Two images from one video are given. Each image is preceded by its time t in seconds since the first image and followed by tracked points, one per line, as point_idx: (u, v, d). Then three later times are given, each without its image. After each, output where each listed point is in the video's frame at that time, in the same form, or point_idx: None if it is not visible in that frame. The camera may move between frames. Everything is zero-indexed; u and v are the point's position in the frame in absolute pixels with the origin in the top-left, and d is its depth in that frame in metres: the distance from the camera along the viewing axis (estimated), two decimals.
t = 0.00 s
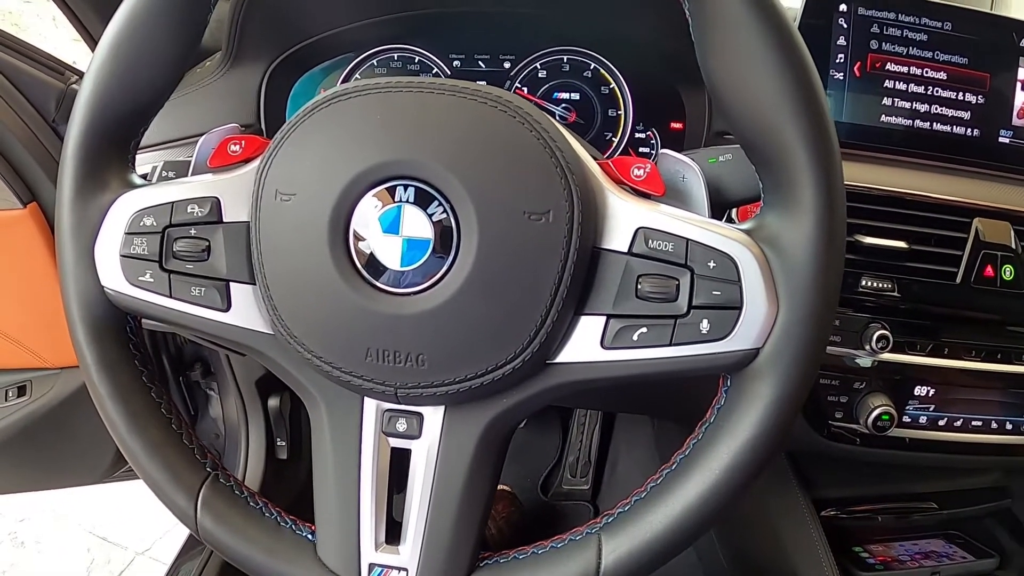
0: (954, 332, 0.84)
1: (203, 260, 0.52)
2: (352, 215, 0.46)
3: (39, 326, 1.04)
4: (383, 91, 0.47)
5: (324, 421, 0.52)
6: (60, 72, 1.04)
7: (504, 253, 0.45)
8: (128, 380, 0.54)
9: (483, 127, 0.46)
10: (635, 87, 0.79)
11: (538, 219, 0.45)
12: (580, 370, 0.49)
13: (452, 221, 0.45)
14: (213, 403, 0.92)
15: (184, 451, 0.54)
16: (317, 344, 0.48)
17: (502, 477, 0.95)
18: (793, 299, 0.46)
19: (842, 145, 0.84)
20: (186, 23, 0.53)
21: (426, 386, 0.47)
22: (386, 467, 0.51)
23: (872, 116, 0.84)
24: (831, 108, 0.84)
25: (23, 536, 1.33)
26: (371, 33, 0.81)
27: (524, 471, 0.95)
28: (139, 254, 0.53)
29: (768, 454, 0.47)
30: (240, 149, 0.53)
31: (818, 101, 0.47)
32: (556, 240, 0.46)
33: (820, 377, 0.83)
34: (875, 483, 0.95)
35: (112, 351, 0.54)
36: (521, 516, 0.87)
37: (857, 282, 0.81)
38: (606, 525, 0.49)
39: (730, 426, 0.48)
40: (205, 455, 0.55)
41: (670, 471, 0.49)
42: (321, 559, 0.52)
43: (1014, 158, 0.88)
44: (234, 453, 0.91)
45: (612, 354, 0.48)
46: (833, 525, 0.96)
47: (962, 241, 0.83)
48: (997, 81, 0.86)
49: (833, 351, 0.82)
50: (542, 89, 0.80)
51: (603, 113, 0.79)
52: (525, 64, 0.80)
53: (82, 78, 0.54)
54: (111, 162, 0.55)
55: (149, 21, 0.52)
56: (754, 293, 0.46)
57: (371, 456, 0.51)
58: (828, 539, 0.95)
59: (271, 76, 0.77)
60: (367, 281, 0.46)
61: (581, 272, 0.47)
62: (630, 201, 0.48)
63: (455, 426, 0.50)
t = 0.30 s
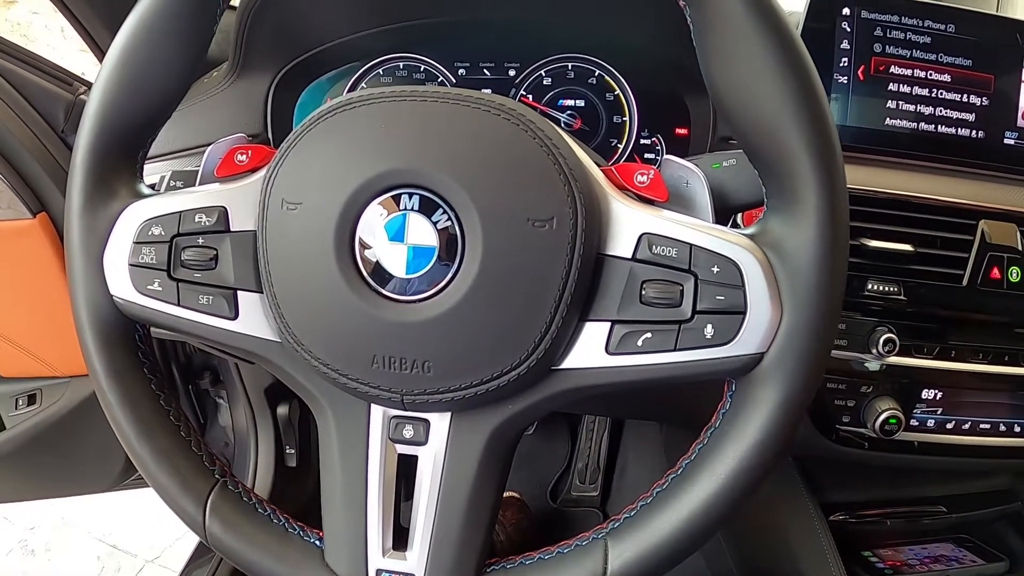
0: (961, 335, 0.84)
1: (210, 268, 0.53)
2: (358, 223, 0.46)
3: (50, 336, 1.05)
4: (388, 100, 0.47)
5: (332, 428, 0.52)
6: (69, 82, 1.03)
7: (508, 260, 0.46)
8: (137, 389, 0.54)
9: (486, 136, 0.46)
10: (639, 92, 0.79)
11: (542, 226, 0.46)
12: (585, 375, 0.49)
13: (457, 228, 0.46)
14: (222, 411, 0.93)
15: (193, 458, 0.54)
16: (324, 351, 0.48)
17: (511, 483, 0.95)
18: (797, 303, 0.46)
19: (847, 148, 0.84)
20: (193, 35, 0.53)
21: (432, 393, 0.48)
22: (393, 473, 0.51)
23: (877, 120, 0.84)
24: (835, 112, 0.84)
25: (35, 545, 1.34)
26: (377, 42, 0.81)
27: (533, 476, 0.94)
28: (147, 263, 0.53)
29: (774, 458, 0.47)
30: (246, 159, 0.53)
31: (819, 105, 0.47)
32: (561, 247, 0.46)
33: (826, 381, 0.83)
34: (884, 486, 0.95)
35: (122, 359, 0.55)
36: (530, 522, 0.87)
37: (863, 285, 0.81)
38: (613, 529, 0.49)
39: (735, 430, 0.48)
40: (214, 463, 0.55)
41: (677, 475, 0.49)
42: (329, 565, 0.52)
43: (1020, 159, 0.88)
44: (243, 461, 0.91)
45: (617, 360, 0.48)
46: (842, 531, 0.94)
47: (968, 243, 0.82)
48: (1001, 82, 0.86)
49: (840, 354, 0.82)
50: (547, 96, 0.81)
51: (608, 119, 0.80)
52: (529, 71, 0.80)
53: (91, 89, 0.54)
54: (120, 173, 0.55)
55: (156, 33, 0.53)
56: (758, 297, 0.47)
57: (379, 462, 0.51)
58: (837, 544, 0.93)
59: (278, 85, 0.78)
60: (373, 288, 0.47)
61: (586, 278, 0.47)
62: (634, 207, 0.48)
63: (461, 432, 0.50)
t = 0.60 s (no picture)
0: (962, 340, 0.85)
1: (215, 272, 0.53)
2: (363, 229, 0.47)
3: (51, 338, 1.05)
4: (394, 106, 0.48)
5: (336, 432, 0.53)
6: (72, 85, 1.03)
7: (512, 265, 0.46)
8: (141, 392, 0.54)
9: (491, 142, 0.46)
10: (640, 98, 0.79)
11: (546, 232, 0.46)
12: (588, 381, 0.49)
13: (462, 234, 0.46)
14: (222, 414, 0.92)
15: (197, 461, 0.54)
16: (328, 355, 0.48)
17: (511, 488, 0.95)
18: (799, 310, 0.47)
19: (847, 155, 0.85)
20: (199, 39, 0.54)
21: (436, 397, 0.48)
22: (396, 477, 0.52)
23: (877, 126, 0.85)
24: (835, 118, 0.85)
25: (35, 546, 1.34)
26: (380, 47, 0.82)
27: (533, 480, 0.95)
28: (152, 267, 0.54)
29: (776, 463, 0.47)
30: (251, 164, 0.54)
31: (822, 113, 0.47)
32: (565, 253, 0.46)
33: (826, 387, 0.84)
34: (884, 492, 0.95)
35: (125, 362, 0.55)
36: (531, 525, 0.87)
37: (864, 291, 0.81)
38: (615, 533, 0.50)
39: (737, 435, 0.48)
40: (218, 466, 0.55)
41: (678, 480, 0.50)
42: (332, 568, 0.52)
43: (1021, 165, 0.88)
44: (243, 463, 0.91)
45: (620, 365, 0.49)
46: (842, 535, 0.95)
47: (968, 249, 0.83)
48: (1002, 89, 0.86)
49: (841, 360, 0.82)
50: (549, 101, 0.81)
51: (611, 125, 0.80)
52: (532, 76, 0.81)
53: (97, 92, 0.55)
54: (126, 177, 0.56)
55: (161, 38, 0.53)
56: (760, 304, 0.47)
57: (382, 466, 0.51)
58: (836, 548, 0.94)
59: (281, 90, 0.78)
60: (378, 293, 0.47)
61: (589, 284, 0.47)
62: (637, 213, 0.48)
63: (465, 437, 0.50)
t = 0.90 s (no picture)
0: (954, 360, 0.86)
1: (221, 295, 0.54)
2: (367, 255, 0.48)
3: (54, 352, 1.04)
4: (397, 135, 0.49)
5: (338, 453, 0.54)
6: (75, 100, 1.01)
7: (512, 291, 0.47)
8: (147, 412, 0.55)
9: (493, 172, 0.48)
10: (637, 119, 0.81)
11: (546, 260, 0.47)
12: (585, 404, 0.50)
13: (463, 261, 0.47)
14: (221, 428, 0.92)
15: (201, 480, 0.55)
16: (332, 378, 0.50)
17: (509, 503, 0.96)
18: (791, 336, 0.48)
19: (841, 176, 0.86)
20: (206, 66, 0.55)
21: (438, 420, 0.49)
22: (398, 497, 0.53)
23: (871, 148, 0.86)
24: (830, 140, 0.86)
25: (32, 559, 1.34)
26: (381, 69, 0.83)
27: (531, 496, 0.95)
28: (159, 289, 0.55)
29: (769, 485, 0.49)
30: (256, 189, 0.55)
31: (815, 144, 0.49)
32: (564, 280, 0.47)
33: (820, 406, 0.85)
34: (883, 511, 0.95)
35: (131, 382, 0.56)
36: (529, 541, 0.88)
37: (857, 311, 0.83)
38: (612, 552, 0.51)
39: (731, 457, 0.49)
40: (221, 484, 0.56)
41: (673, 501, 0.51)
42: None
43: (1012, 186, 0.89)
44: (242, 479, 0.92)
45: (617, 388, 0.50)
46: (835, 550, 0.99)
47: (959, 269, 0.84)
48: (993, 110, 0.88)
49: (834, 379, 0.83)
50: (548, 123, 0.83)
51: (608, 147, 0.81)
52: (531, 99, 0.82)
53: (104, 116, 0.56)
54: (133, 200, 0.57)
55: (168, 65, 0.54)
56: (753, 329, 0.48)
57: (384, 486, 0.52)
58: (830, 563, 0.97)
59: (283, 110, 0.79)
60: (380, 318, 0.48)
61: (587, 309, 0.48)
62: (634, 240, 0.49)
63: (465, 458, 0.51)
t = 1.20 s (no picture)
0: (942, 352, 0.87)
1: (208, 299, 0.54)
2: (351, 257, 0.48)
3: (44, 359, 1.03)
4: (380, 138, 0.49)
5: (327, 455, 0.54)
6: (63, 108, 1.00)
7: (496, 291, 0.47)
8: (137, 417, 0.56)
9: (475, 173, 0.48)
10: (623, 118, 0.81)
11: (528, 259, 0.48)
12: (571, 401, 0.51)
13: (447, 261, 0.48)
14: (215, 433, 0.91)
15: (192, 483, 0.56)
16: (318, 380, 0.50)
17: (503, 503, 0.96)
18: (773, 330, 0.48)
19: (826, 171, 0.87)
20: (190, 71, 0.55)
21: (424, 420, 0.49)
22: (387, 497, 0.53)
23: (856, 143, 0.87)
24: (815, 135, 0.87)
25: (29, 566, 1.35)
26: (367, 71, 0.83)
27: (525, 496, 0.96)
28: (146, 295, 0.55)
29: (754, 478, 0.49)
30: (242, 194, 0.55)
31: (794, 140, 0.49)
32: (547, 279, 0.48)
33: (809, 401, 0.85)
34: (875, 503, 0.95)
35: (121, 388, 0.56)
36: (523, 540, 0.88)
37: (844, 306, 0.82)
38: (600, 548, 0.51)
39: (716, 452, 0.50)
40: (213, 487, 0.57)
41: (660, 496, 0.51)
42: None
43: (999, 178, 0.90)
44: (236, 483, 0.92)
45: (602, 386, 0.50)
46: (829, 544, 0.98)
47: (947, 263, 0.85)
48: (978, 103, 0.88)
49: (821, 373, 0.84)
50: (534, 123, 0.83)
51: (594, 146, 0.82)
52: (517, 99, 0.82)
53: (90, 122, 0.56)
54: (120, 206, 0.57)
55: (152, 71, 0.54)
56: (735, 325, 0.49)
57: (373, 486, 0.53)
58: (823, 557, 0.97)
59: (271, 112, 0.80)
60: (365, 319, 0.48)
61: (571, 307, 0.49)
62: (616, 238, 0.50)
63: (453, 456, 0.52)
